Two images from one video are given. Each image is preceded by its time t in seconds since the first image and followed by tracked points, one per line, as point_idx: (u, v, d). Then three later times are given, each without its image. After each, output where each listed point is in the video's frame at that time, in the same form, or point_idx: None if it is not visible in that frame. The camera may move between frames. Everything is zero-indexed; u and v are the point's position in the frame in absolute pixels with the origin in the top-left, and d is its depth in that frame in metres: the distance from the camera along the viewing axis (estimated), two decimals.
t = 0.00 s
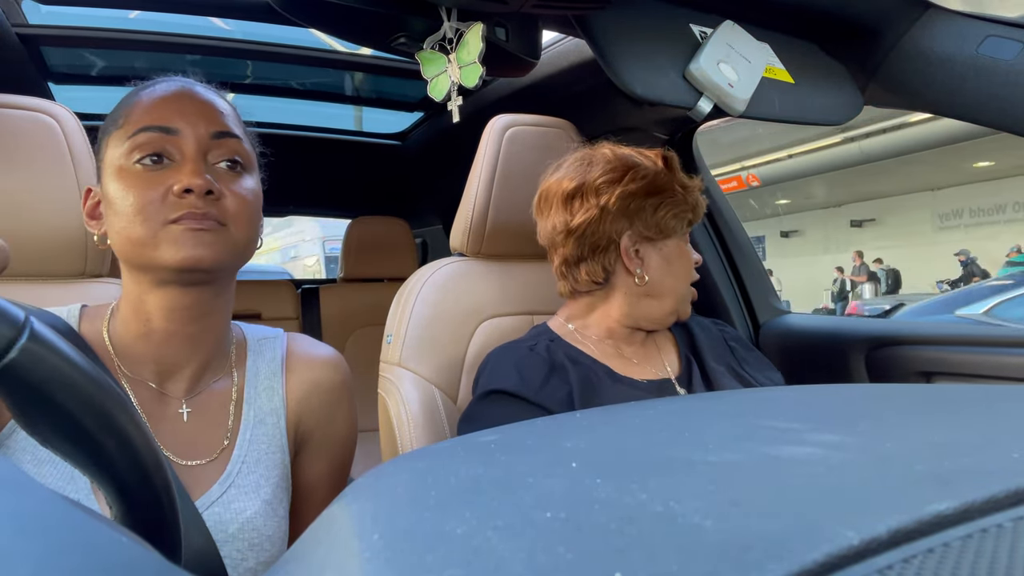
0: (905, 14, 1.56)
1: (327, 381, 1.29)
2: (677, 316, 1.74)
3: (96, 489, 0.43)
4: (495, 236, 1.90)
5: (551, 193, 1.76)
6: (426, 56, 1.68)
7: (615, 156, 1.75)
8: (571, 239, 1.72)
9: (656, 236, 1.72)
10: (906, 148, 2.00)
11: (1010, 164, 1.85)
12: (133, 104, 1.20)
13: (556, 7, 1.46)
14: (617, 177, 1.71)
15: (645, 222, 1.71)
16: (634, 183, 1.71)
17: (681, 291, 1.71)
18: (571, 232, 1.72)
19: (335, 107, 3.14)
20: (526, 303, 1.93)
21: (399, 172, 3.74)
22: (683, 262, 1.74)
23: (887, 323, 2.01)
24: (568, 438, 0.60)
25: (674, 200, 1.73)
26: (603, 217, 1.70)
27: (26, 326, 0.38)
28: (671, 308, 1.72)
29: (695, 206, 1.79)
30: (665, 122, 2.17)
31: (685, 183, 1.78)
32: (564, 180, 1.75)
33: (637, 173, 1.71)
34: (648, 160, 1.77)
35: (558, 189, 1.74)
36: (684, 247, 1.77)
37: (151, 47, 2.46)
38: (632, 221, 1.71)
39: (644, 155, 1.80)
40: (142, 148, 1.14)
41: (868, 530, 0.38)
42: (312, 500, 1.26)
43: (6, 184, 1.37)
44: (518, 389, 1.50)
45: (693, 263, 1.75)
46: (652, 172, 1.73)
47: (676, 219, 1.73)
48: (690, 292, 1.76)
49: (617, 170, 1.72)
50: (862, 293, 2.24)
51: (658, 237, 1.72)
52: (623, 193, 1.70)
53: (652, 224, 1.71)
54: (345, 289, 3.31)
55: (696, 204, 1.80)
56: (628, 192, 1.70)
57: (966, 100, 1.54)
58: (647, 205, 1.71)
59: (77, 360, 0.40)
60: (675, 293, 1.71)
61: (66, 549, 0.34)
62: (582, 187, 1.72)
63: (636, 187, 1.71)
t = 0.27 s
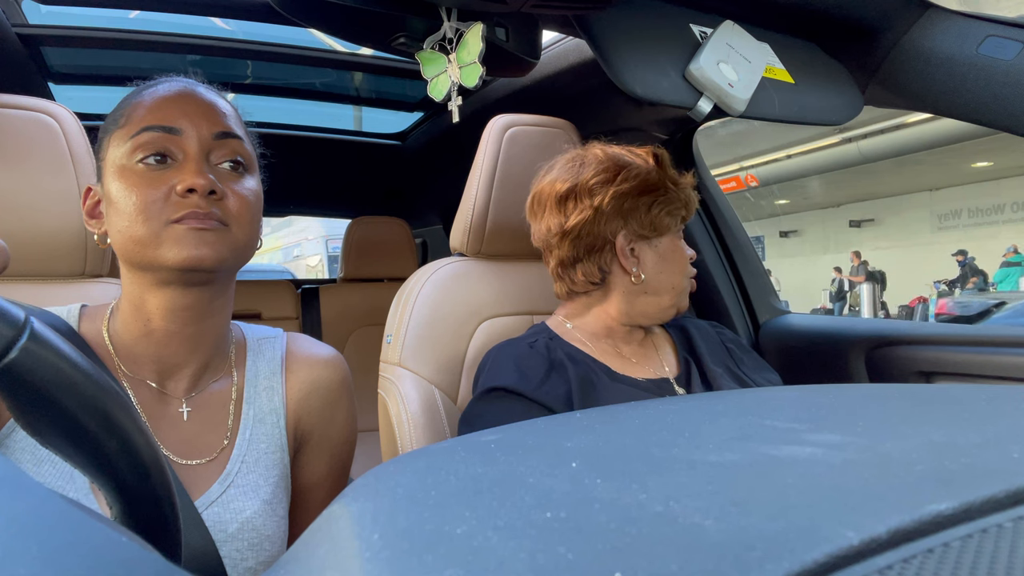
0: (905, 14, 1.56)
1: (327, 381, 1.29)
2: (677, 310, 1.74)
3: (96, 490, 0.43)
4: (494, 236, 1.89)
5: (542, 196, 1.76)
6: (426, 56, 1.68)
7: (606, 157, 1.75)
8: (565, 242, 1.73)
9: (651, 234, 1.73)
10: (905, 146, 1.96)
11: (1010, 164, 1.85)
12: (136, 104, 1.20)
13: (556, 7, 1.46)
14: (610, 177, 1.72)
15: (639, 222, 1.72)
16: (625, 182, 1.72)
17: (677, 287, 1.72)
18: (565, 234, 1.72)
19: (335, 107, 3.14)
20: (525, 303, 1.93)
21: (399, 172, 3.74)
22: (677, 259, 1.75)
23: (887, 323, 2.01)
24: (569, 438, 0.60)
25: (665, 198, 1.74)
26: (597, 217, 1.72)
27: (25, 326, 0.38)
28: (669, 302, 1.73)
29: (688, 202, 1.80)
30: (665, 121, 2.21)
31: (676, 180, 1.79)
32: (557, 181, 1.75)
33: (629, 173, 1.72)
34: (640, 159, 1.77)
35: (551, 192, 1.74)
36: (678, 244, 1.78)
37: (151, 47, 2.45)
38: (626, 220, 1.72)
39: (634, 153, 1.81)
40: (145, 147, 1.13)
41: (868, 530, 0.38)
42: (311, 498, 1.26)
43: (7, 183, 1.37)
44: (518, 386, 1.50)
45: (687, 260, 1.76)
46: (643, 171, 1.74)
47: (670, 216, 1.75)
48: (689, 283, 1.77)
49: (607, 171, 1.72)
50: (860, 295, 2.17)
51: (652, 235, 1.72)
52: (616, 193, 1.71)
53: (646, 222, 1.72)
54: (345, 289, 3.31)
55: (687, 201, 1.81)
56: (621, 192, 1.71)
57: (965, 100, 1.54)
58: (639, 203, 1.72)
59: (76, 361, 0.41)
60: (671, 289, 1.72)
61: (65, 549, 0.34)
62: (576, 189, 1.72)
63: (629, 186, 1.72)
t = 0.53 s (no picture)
0: (905, 14, 1.56)
1: (328, 381, 1.29)
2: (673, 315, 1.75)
3: (95, 490, 0.43)
4: (494, 236, 1.89)
5: (544, 194, 1.76)
6: (426, 56, 1.68)
7: (608, 156, 1.75)
8: (566, 240, 1.73)
9: (651, 235, 1.73)
10: (904, 146, 1.96)
11: (1009, 164, 1.85)
12: (166, 97, 1.16)
13: (556, 7, 1.46)
14: (612, 177, 1.72)
15: (642, 221, 1.72)
16: (628, 182, 1.72)
17: (677, 288, 1.73)
18: (566, 233, 1.72)
19: (335, 107, 3.14)
20: (525, 304, 1.93)
21: (399, 172, 3.74)
22: (677, 261, 1.75)
23: (886, 323, 2.02)
24: (569, 438, 0.60)
25: (668, 198, 1.74)
26: (599, 217, 1.72)
27: (25, 325, 0.38)
28: (667, 307, 1.74)
29: (689, 203, 1.80)
30: (665, 122, 2.21)
31: (678, 182, 1.78)
32: (559, 180, 1.75)
33: (631, 173, 1.72)
34: (642, 160, 1.77)
35: (553, 190, 1.74)
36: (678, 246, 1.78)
37: (151, 46, 2.45)
38: (628, 220, 1.72)
39: (637, 154, 1.81)
40: (184, 146, 1.11)
41: (868, 530, 0.38)
42: (311, 498, 1.26)
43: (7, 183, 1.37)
44: (518, 386, 1.50)
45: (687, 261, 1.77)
46: (646, 172, 1.73)
47: (671, 218, 1.75)
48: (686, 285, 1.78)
49: (611, 169, 1.72)
50: (859, 295, 2.19)
51: (653, 236, 1.73)
52: (618, 194, 1.71)
53: (647, 223, 1.72)
54: (345, 289, 3.31)
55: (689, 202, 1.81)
56: (623, 192, 1.71)
57: (965, 100, 1.54)
58: (643, 203, 1.72)
59: (76, 361, 0.41)
60: (669, 291, 1.73)
61: (64, 549, 0.34)
62: (578, 188, 1.72)
63: (630, 187, 1.71)
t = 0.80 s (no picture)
0: (905, 14, 1.56)
1: (327, 379, 1.29)
2: (674, 311, 1.76)
3: (96, 489, 0.43)
4: (495, 236, 1.89)
5: (540, 194, 1.76)
6: (426, 57, 1.68)
7: (602, 157, 1.76)
8: (562, 240, 1.73)
9: (647, 233, 1.73)
10: (904, 146, 1.96)
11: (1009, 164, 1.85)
12: (217, 106, 1.19)
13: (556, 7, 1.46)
14: (606, 177, 1.72)
15: (637, 221, 1.72)
16: (623, 181, 1.72)
17: (674, 287, 1.73)
18: (562, 233, 1.73)
19: (335, 107, 3.14)
20: (525, 304, 1.93)
21: (399, 172, 3.74)
22: (672, 260, 1.75)
23: (885, 323, 2.02)
24: (568, 438, 0.60)
25: (663, 198, 1.75)
26: (594, 216, 1.72)
27: (25, 326, 0.38)
28: (664, 304, 1.73)
29: (683, 202, 1.80)
30: (665, 122, 2.21)
31: (672, 182, 1.78)
32: (554, 181, 1.75)
33: (625, 172, 1.72)
34: (635, 160, 1.78)
35: (548, 190, 1.74)
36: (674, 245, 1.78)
37: (151, 46, 2.45)
38: (622, 220, 1.72)
39: (630, 155, 1.81)
40: (240, 156, 1.15)
41: (868, 530, 0.38)
42: (312, 497, 1.26)
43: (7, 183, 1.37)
44: (516, 385, 1.50)
45: (682, 261, 1.76)
46: (639, 171, 1.74)
47: (665, 217, 1.75)
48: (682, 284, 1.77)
49: (605, 169, 1.73)
50: (860, 295, 2.17)
51: (648, 234, 1.73)
52: (612, 193, 1.71)
53: (641, 222, 1.72)
54: (345, 289, 3.31)
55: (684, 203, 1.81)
56: (616, 191, 1.72)
57: (965, 100, 1.54)
58: (637, 202, 1.72)
59: (76, 360, 0.40)
60: (665, 290, 1.72)
61: (62, 550, 0.34)
62: (573, 188, 1.73)
63: (624, 186, 1.72)
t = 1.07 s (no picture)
0: (905, 14, 1.56)
1: (327, 379, 1.28)
2: (674, 305, 1.76)
3: (96, 489, 0.43)
4: (495, 236, 1.89)
5: (537, 192, 1.76)
6: (426, 57, 1.68)
7: (596, 154, 1.77)
8: (559, 237, 1.74)
9: (644, 229, 1.73)
10: (904, 146, 1.96)
11: (1009, 164, 1.86)
12: (233, 109, 1.20)
13: (556, 7, 1.46)
14: (602, 172, 1.73)
15: (634, 215, 1.72)
16: (618, 176, 1.73)
17: (672, 281, 1.73)
18: (560, 230, 1.73)
19: (335, 107, 3.14)
20: (526, 304, 1.93)
21: (399, 172, 3.74)
22: (670, 254, 1.75)
23: (884, 323, 2.02)
24: (568, 438, 0.60)
25: (659, 193, 1.75)
26: (591, 212, 1.72)
27: (25, 326, 0.38)
28: (663, 299, 1.73)
29: (679, 199, 1.81)
30: (665, 122, 2.21)
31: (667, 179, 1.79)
32: (550, 179, 1.76)
33: (619, 168, 1.73)
34: (631, 158, 1.78)
35: (545, 188, 1.75)
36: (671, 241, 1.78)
37: (151, 46, 2.45)
38: (619, 216, 1.73)
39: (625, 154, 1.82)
40: (254, 160, 1.16)
41: (868, 530, 0.38)
42: (312, 497, 1.26)
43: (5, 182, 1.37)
44: (516, 384, 1.50)
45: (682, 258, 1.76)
46: (634, 167, 1.75)
47: (662, 212, 1.75)
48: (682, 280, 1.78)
49: (600, 165, 1.74)
50: (860, 295, 2.18)
51: (644, 230, 1.73)
52: (608, 188, 1.72)
53: (637, 217, 1.72)
54: (345, 289, 3.31)
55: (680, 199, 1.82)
56: (612, 186, 1.72)
57: (965, 100, 1.54)
58: (633, 197, 1.73)
59: (76, 361, 0.40)
60: (666, 285, 1.73)
61: (60, 550, 0.34)
62: (569, 185, 1.73)
63: (620, 181, 1.72)
